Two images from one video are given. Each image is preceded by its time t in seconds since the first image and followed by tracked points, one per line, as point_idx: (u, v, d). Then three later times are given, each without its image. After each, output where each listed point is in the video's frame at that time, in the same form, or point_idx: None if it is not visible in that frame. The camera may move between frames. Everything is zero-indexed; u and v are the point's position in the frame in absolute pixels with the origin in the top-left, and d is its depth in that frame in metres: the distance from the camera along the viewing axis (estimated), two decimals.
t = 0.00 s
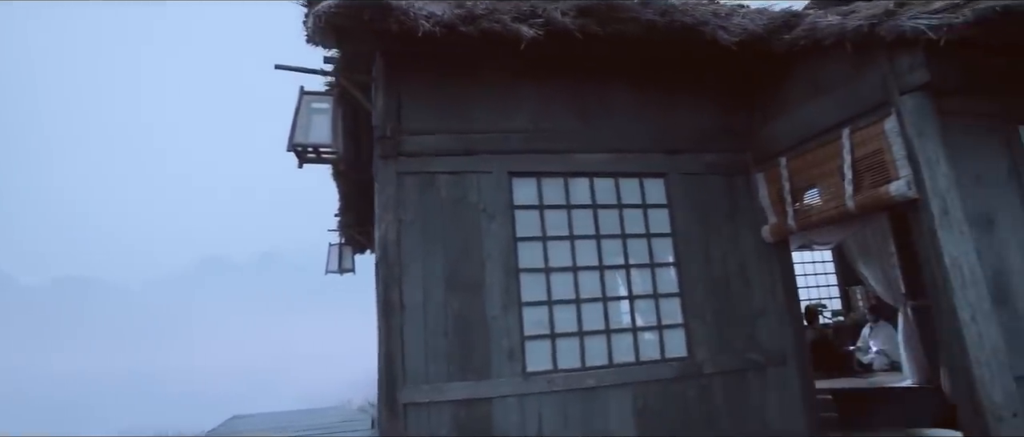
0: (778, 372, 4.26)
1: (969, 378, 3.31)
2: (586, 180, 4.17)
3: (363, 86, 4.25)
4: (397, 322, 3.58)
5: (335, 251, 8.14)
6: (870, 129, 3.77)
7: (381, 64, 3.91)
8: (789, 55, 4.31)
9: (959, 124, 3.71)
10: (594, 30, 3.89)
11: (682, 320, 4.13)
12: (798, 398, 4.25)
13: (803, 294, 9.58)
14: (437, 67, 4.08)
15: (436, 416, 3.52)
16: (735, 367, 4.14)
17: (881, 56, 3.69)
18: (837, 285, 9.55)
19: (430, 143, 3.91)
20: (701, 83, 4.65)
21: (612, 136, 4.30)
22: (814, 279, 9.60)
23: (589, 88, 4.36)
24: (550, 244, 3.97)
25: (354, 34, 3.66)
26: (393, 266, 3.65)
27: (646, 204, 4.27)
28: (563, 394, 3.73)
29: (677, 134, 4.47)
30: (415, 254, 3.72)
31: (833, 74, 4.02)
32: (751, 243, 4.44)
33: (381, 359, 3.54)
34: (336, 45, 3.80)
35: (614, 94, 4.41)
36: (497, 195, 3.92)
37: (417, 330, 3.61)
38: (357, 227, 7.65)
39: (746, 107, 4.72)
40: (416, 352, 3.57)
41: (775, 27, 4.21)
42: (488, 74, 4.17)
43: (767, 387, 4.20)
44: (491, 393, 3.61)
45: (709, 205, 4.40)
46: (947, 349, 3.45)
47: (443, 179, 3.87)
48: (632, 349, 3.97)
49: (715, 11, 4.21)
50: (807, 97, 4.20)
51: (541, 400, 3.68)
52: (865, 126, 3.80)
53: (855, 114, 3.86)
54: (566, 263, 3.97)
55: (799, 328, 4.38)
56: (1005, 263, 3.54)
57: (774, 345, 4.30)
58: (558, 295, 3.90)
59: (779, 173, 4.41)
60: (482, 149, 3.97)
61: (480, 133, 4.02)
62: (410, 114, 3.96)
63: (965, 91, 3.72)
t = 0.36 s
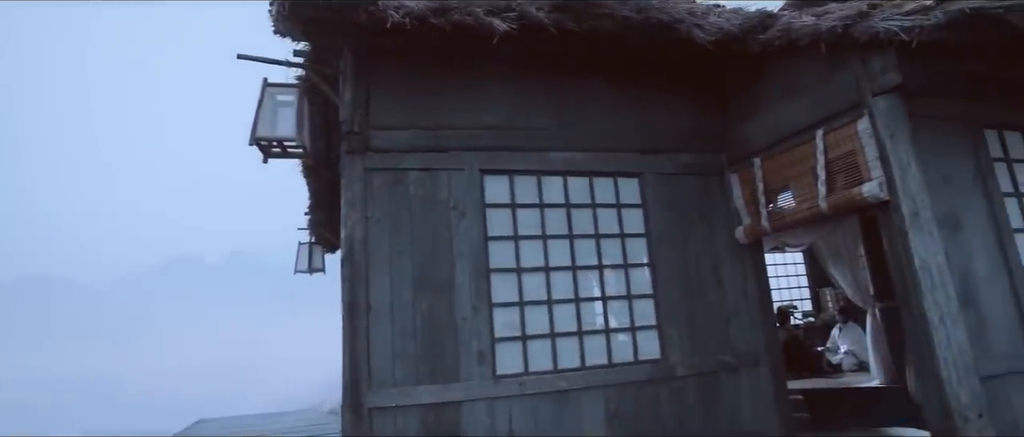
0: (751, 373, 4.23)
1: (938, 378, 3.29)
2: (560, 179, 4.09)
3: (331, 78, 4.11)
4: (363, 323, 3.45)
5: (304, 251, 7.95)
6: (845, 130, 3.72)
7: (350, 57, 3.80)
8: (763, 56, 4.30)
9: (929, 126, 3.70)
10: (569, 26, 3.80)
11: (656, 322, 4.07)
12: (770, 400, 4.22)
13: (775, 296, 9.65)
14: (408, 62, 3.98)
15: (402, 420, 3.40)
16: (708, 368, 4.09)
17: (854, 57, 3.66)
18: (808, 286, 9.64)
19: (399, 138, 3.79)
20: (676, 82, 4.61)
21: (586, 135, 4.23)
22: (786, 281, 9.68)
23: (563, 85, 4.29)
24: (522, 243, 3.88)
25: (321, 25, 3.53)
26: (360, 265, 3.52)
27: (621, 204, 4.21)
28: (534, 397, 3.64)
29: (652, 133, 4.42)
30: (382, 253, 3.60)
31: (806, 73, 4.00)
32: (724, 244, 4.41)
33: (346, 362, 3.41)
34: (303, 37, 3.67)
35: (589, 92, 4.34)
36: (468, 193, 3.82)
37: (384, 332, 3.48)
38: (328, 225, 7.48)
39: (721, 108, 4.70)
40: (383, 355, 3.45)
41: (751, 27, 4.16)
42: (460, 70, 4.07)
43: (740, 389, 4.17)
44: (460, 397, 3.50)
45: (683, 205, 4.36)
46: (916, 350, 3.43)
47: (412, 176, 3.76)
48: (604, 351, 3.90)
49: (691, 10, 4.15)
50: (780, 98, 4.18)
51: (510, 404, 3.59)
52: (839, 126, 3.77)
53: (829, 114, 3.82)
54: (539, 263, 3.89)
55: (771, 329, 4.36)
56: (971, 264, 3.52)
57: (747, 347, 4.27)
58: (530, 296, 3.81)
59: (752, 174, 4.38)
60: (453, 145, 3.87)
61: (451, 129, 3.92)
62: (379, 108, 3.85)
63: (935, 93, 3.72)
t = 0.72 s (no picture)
0: (726, 374, 4.18)
1: (910, 380, 3.23)
2: (534, 176, 4.00)
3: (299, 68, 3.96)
4: (328, 324, 3.31)
5: (274, 249, 7.75)
6: (821, 129, 3.66)
7: (318, 48, 3.65)
8: (739, 56, 4.26)
9: (903, 126, 3.68)
10: (544, 19, 3.68)
11: (631, 323, 4.00)
12: (744, 401, 4.18)
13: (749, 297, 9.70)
14: (378, 55, 3.85)
15: (369, 424, 3.27)
16: (683, 370, 4.03)
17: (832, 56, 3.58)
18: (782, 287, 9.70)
19: (368, 133, 3.66)
20: (653, 81, 4.56)
21: (561, 132, 4.14)
22: (760, 282, 9.73)
23: (539, 80, 4.20)
24: (495, 242, 3.78)
25: (287, 13, 3.38)
26: (325, 263, 3.38)
27: (596, 202, 4.13)
28: (506, 400, 3.54)
29: (628, 131, 4.35)
30: (349, 251, 3.46)
31: (783, 72, 3.93)
32: (700, 244, 4.36)
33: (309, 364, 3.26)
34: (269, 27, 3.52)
35: (565, 89, 4.26)
36: (439, 190, 3.72)
37: (349, 333, 3.35)
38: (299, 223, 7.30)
39: (696, 108, 4.66)
40: (349, 357, 3.31)
41: (728, 25, 4.11)
42: (433, 64, 3.96)
43: (715, 390, 4.12)
44: (428, 400, 3.39)
45: (660, 204, 4.30)
46: (887, 350, 3.38)
47: (381, 171, 3.64)
48: (578, 353, 3.82)
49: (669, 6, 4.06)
50: (756, 96, 4.14)
51: (482, 407, 3.48)
52: (815, 126, 3.71)
53: (805, 114, 3.76)
54: (511, 262, 3.79)
55: (746, 329, 4.32)
56: (942, 264, 3.48)
57: (722, 348, 4.22)
58: (503, 296, 3.71)
59: (729, 174, 4.34)
60: (424, 140, 3.76)
61: (423, 124, 3.80)
62: (349, 101, 3.72)
63: (908, 92, 3.69)
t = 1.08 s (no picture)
0: (704, 376, 4.13)
1: (885, 382, 3.15)
2: (511, 174, 3.90)
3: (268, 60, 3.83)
4: (294, 325, 3.16)
5: (245, 248, 7.54)
6: (800, 129, 3.57)
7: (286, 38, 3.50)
8: (720, 53, 4.21)
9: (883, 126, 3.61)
10: (522, 12, 3.58)
11: (608, 324, 3.92)
12: (722, 403, 4.13)
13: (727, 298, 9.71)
14: (351, 47, 3.73)
15: (336, 430, 3.14)
16: (661, 372, 3.96)
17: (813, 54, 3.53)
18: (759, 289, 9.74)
19: (339, 126, 3.52)
20: (633, 78, 4.48)
21: (539, 129, 4.05)
22: (738, 283, 9.75)
23: (517, 75, 4.11)
24: (470, 241, 3.67)
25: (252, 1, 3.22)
26: (292, 261, 3.23)
27: (574, 200, 4.05)
28: (480, 403, 3.44)
29: (607, 129, 4.27)
30: (318, 249, 3.33)
31: (763, 70, 3.87)
32: (679, 244, 4.30)
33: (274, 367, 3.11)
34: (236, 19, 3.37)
35: (543, 85, 4.17)
36: (413, 186, 3.60)
37: (317, 334, 3.21)
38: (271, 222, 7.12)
39: (677, 106, 4.59)
40: (316, 359, 3.17)
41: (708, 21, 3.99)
42: (407, 57, 3.84)
43: (693, 393, 4.06)
44: (399, 404, 3.26)
45: (639, 204, 4.23)
46: (866, 356, 3.27)
47: (352, 167, 3.51)
48: (554, 355, 3.73)
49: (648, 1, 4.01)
50: (736, 95, 4.09)
51: (454, 411, 3.37)
52: (793, 126, 3.63)
53: (786, 114, 3.69)
54: (486, 262, 3.68)
55: (724, 331, 4.27)
56: (920, 265, 3.41)
57: (700, 350, 4.17)
58: (477, 297, 3.61)
59: (708, 173, 4.28)
60: (397, 135, 3.64)
61: (397, 118, 3.67)
62: (319, 93, 3.57)
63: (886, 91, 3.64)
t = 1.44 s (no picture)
0: (684, 377, 4.05)
1: (864, 382, 3.00)
2: (487, 170, 3.80)
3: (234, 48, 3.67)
4: (257, 325, 3.00)
5: (216, 246, 7.33)
6: (780, 126, 3.51)
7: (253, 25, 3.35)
8: (700, 50, 4.14)
9: (864, 121, 3.50)
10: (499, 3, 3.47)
11: (586, 325, 3.82)
12: (701, 405, 4.06)
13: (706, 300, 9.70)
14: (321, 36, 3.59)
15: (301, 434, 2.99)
16: (640, 373, 3.88)
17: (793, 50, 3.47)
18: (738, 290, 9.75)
19: (307, 117, 3.38)
20: (613, 74, 4.40)
21: (517, 124, 3.95)
22: (717, 285, 9.75)
23: (494, 69, 4.00)
24: (444, 238, 3.56)
25: None
26: (256, 259, 3.08)
27: (552, 198, 3.95)
28: (453, 406, 3.32)
29: (586, 125, 4.18)
30: (285, 246, 3.18)
31: (744, 66, 3.80)
32: (659, 244, 4.22)
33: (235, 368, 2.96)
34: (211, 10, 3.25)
35: (520, 80, 4.07)
36: (385, 181, 3.48)
37: (282, 334, 3.06)
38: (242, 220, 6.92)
39: (658, 103, 4.52)
40: (281, 361, 3.03)
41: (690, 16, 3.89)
42: (381, 49, 3.72)
43: (672, 394, 3.99)
44: (366, 408, 3.12)
45: (618, 202, 4.15)
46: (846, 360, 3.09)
47: (321, 161, 3.37)
48: (531, 356, 3.62)
49: None
50: (716, 92, 4.02)
51: (426, 414, 3.25)
52: (776, 123, 3.54)
53: (766, 111, 3.61)
54: (461, 261, 3.57)
55: (704, 332, 4.20)
56: (899, 265, 3.29)
57: (680, 351, 4.09)
58: (452, 296, 3.49)
59: (689, 172, 4.21)
60: (369, 129, 3.51)
61: (368, 111, 3.55)
62: (287, 83, 3.43)
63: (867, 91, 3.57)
